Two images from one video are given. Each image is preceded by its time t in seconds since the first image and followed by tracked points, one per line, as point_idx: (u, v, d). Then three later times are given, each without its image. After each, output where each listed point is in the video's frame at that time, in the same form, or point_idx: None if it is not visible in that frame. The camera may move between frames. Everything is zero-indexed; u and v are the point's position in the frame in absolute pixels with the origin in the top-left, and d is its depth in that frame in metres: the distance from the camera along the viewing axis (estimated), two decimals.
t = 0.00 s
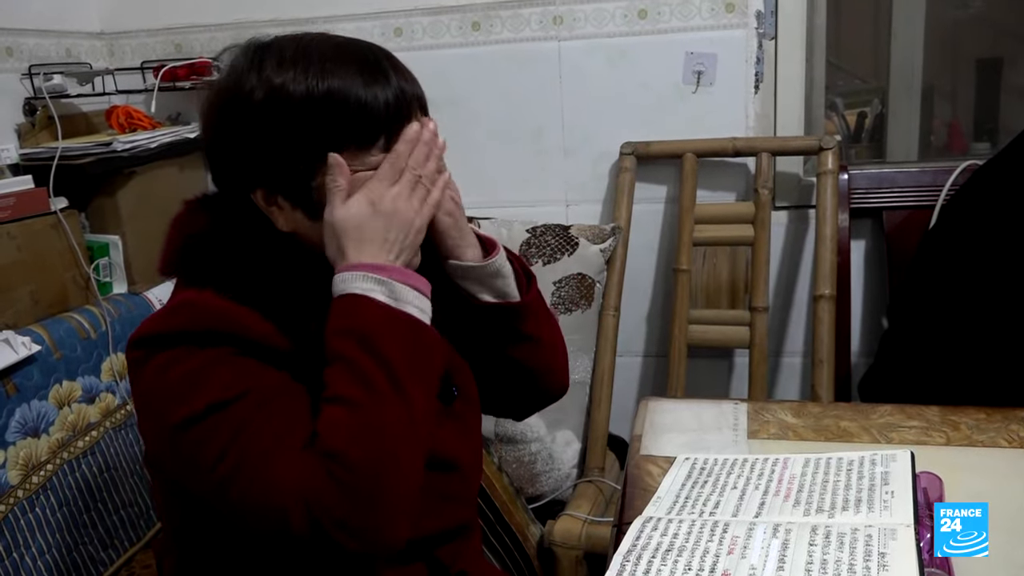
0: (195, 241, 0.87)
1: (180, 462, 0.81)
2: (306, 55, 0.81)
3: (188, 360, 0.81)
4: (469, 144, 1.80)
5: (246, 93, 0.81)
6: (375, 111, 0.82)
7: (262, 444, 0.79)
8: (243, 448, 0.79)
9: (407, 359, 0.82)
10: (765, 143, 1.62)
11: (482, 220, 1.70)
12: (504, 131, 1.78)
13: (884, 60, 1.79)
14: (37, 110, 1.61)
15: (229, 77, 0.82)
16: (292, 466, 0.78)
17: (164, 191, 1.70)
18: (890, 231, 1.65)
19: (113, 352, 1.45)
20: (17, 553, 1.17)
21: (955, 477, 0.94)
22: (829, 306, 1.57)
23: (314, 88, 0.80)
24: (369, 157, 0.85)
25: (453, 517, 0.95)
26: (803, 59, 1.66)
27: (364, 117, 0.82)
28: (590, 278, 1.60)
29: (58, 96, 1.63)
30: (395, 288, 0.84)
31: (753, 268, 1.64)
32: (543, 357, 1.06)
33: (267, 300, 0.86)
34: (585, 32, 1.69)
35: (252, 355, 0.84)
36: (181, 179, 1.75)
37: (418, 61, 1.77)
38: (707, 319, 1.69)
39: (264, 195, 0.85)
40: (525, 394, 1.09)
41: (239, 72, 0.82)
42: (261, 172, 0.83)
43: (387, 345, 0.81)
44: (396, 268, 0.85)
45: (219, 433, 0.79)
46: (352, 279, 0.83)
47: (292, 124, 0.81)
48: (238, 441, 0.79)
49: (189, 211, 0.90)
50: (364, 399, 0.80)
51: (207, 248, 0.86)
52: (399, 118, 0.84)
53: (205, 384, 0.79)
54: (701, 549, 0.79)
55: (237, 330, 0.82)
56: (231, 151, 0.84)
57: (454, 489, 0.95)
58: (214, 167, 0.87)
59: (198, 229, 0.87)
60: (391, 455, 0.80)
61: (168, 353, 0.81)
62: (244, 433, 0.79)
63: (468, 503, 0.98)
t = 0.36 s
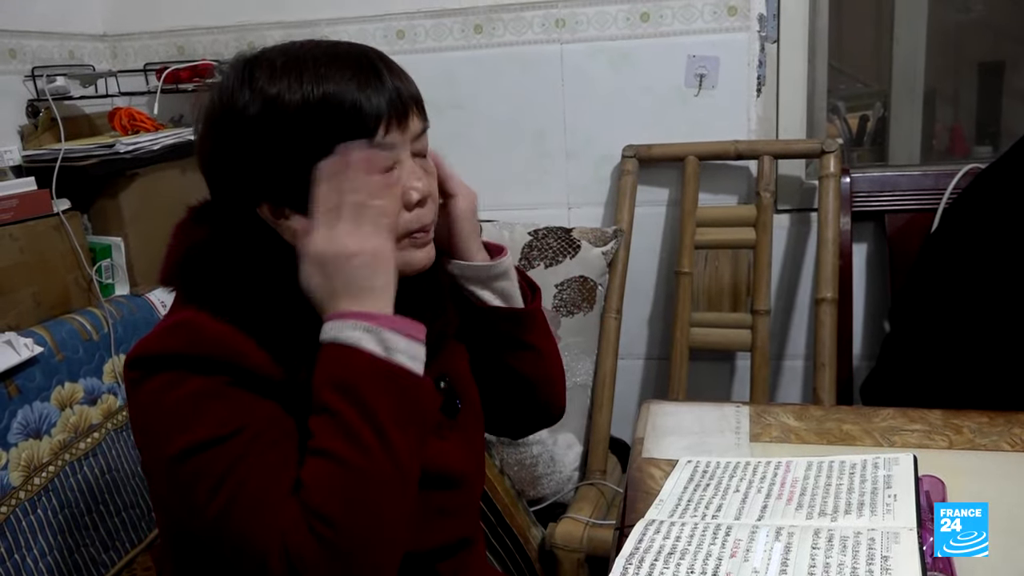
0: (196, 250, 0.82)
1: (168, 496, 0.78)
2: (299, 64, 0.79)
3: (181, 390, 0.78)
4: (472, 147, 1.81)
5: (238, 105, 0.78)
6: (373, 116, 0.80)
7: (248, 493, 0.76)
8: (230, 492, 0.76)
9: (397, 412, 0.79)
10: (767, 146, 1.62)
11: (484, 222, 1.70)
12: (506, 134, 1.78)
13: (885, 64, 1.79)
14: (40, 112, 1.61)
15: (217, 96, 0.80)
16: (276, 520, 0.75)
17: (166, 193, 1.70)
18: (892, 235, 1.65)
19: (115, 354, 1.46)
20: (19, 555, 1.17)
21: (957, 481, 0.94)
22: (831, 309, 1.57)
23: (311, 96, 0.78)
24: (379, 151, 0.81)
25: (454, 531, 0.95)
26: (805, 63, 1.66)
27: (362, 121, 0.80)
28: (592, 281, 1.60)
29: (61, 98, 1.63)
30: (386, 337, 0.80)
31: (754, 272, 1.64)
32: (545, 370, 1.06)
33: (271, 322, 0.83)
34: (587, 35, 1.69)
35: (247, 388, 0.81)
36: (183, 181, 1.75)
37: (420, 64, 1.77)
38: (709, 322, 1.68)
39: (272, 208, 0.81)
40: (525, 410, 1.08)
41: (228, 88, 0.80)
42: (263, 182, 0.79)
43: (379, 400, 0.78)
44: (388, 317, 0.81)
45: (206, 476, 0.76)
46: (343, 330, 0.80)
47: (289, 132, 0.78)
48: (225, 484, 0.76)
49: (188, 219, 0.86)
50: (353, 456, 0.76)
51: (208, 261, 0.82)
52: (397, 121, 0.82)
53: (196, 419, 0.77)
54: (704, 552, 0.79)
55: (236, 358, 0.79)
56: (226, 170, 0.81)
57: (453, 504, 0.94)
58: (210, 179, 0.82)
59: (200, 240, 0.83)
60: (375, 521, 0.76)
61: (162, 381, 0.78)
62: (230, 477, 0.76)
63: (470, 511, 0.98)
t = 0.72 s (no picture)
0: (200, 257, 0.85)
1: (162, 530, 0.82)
2: (319, 53, 0.80)
3: (170, 437, 0.80)
4: (472, 149, 1.81)
5: (255, 89, 0.79)
6: (388, 115, 0.82)
7: (236, 546, 0.78)
8: (204, 556, 0.78)
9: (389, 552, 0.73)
10: (769, 149, 1.62)
11: (485, 224, 1.70)
12: (507, 137, 1.78)
13: (887, 67, 1.79)
14: (42, 113, 1.61)
15: (235, 75, 0.81)
16: None
17: (167, 195, 1.70)
18: (894, 237, 1.65)
19: (116, 355, 1.46)
20: (20, 556, 1.17)
21: (957, 483, 0.94)
22: (832, 312, 1.57)
23: (329, 88, 0.79)
24: (391, 149, 0.83)
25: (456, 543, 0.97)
26: (807, 65, 1.66)
27: (377, 119, 0.81)
28: (593, 283, 1.60)
29: (63, 99, 1.64)
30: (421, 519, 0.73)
31: (755, 274, 1.64)
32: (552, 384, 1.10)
33: (266, 348, 0.84)
34: (588, 37, 1.69)
35: (237, 448, 0.80)
36: (184, 182, 1.76)
37: (421, 66, 1.78)
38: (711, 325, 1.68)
39: (273, 193, 0.84)
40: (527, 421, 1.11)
41: (247, 68, 0.81)
42: (273, 167, 0.82)
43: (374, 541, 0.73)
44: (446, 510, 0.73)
45: (185, 536, 0.78)
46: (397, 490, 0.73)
47: (303, 124, 0.80)
48: (202, 546, 0.78)
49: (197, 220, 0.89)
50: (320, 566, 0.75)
51: (210, 273, 0.85)
52: (411, 122, 0.84)
53: (181, 475, 0.78)
54: (704, 554, 0.79)
55: (224, 399, 0.81)
56: (237, 149, 0.82)
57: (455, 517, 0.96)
58: (216, 157, 0.85)
59: (204, 251, 0.85)
60: None
61: (155, 421, 0.81)
62: (205, 543, 0.78)
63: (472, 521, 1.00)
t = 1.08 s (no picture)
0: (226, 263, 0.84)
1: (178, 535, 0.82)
2: (358, 55, 0.79)
3: (191, 447, 0.79)
4: (473, 150, 1.81)
5: (291, 88, 0.77)
6: (428, 120, 0.80)
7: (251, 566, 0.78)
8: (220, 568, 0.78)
9: None
10: (769, 150, 1.62)
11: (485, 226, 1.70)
12: (507, 138, 1.78)
13: (887, 69, 1.79)
14: (42, 115, 1.61)
15: (269, 71, 0.79)
16: None
17: (167, 196, 1.71)
18: (894, 238, 1.64)
19: (116, 357, 1.46)
20: (19, 558, 1.17)
21: (958, 486, 0.94)
22: (832, 313, 1.57)
23: (369, 91, 0.78)
24: (427, 152, 0.82)
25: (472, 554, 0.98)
26: (807, 67, 1.66)
27: (416, 124, 0.80)
28: (593, 284, 1.60)
29: (63, 101, 1.64)
30: None
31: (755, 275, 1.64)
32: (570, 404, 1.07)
33: (290, 361, 0.81)
34: (588, 39, 1.69)
35: (261, 464, 0.80)
36: (184, 184, 1.77)
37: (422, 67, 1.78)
38: (711, 326, 1.68)
39: (305, 193, 0.82)
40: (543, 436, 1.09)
41: (283, 65, 0.79)
42: (303, 168, 0.80)
43: None
44: None
45: (201, 547, 0.78)
46: None
47: (341, 126, 0.78)
48: (220, 557, 0.78)
49: (223, 224, 0.88)
50: None
51: (235, 279, 0.83)
52: (446, 128, 0.83)
53: (200, 487, 0.78)
54: (705, 557, 0.79)
55: (249, 412, 0.79)
56: (265, 147, 0.80)
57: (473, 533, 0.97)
58: (241, 159, 0.83)
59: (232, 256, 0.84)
60: None
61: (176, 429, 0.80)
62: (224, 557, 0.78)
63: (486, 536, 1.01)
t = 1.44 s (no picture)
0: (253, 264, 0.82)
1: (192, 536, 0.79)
2: (397, 61, 0.79)
3: (212, 447, 0.76)
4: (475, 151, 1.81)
5: (331, 92, 0.77)
6: (468, 124, 0.81)
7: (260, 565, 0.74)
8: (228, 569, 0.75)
9: None
10: (770, 152, 1.62)
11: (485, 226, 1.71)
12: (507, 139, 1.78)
13: (888, 70, 1.78)
14: (43, 116, 1.61)
15: (308, 73, 0.79)
16: None
17: (167, 197, 1.71)
18: (895, 239, 1.64)
19: (117, 357, 1.46)
20: (19, 559, 1.17)
21: (960, 486, 0.94)
22: (833, 314, 1.57)
23: (409, 94, 0.78)
24: (465, 155, 0.82)
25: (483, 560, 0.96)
26: (807, 68, 1.66)
27: (456, 128, 0.80)
28: (594, 285, 1.60)
29: (64, 101, 1.64)
30: None
31: (755, 276, 1.64)
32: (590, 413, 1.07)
33: (316, 363, 0.79)
34: (589, 40, 1.69)
35: (277, 463, 0.77)
36: (185, 185, 1.77)
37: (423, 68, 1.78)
38: (712, 327, 1.68)
39: (340, 193, 0.81)
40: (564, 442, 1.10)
41: (324, 68, 0.79)
42: (339, 171, 0.79)
43: None
44: None
45: (212, 546, 0.75)
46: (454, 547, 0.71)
47: (379, 129, 0.78)
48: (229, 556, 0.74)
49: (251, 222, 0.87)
50: None
51: (258, 281, 0.81)
52: (480, 138, 0.83)
53: (216, 485, 0.75)
54: (706, 560, 0.79)
55: (272, 412, 0.77)
56: (300, 148, 0.80)
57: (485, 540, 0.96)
58: (275, 161, 0.83)
59: (258, 257, 0.82)
60: None
61: (198, 428, 0.78)
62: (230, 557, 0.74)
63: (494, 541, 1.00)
